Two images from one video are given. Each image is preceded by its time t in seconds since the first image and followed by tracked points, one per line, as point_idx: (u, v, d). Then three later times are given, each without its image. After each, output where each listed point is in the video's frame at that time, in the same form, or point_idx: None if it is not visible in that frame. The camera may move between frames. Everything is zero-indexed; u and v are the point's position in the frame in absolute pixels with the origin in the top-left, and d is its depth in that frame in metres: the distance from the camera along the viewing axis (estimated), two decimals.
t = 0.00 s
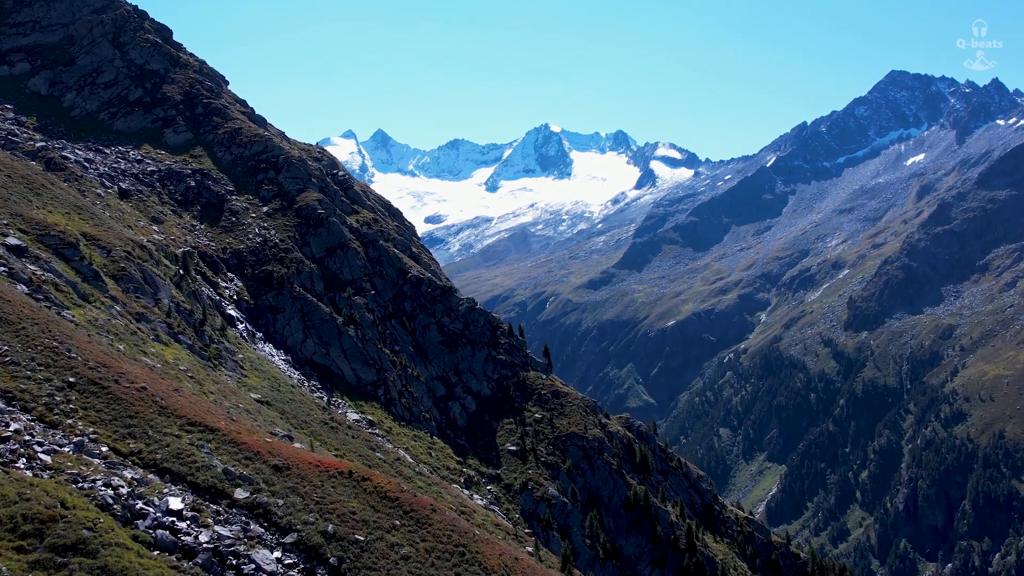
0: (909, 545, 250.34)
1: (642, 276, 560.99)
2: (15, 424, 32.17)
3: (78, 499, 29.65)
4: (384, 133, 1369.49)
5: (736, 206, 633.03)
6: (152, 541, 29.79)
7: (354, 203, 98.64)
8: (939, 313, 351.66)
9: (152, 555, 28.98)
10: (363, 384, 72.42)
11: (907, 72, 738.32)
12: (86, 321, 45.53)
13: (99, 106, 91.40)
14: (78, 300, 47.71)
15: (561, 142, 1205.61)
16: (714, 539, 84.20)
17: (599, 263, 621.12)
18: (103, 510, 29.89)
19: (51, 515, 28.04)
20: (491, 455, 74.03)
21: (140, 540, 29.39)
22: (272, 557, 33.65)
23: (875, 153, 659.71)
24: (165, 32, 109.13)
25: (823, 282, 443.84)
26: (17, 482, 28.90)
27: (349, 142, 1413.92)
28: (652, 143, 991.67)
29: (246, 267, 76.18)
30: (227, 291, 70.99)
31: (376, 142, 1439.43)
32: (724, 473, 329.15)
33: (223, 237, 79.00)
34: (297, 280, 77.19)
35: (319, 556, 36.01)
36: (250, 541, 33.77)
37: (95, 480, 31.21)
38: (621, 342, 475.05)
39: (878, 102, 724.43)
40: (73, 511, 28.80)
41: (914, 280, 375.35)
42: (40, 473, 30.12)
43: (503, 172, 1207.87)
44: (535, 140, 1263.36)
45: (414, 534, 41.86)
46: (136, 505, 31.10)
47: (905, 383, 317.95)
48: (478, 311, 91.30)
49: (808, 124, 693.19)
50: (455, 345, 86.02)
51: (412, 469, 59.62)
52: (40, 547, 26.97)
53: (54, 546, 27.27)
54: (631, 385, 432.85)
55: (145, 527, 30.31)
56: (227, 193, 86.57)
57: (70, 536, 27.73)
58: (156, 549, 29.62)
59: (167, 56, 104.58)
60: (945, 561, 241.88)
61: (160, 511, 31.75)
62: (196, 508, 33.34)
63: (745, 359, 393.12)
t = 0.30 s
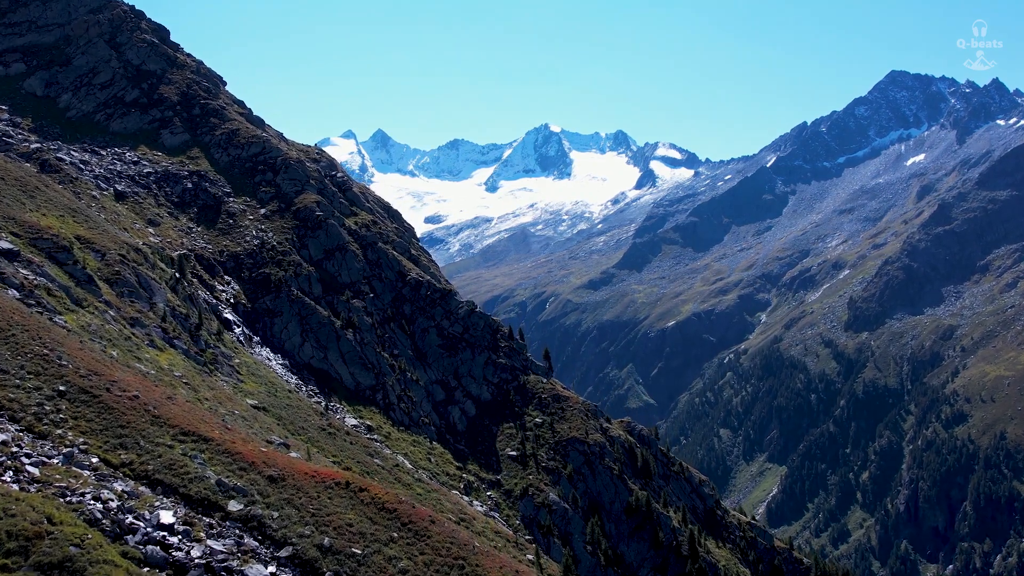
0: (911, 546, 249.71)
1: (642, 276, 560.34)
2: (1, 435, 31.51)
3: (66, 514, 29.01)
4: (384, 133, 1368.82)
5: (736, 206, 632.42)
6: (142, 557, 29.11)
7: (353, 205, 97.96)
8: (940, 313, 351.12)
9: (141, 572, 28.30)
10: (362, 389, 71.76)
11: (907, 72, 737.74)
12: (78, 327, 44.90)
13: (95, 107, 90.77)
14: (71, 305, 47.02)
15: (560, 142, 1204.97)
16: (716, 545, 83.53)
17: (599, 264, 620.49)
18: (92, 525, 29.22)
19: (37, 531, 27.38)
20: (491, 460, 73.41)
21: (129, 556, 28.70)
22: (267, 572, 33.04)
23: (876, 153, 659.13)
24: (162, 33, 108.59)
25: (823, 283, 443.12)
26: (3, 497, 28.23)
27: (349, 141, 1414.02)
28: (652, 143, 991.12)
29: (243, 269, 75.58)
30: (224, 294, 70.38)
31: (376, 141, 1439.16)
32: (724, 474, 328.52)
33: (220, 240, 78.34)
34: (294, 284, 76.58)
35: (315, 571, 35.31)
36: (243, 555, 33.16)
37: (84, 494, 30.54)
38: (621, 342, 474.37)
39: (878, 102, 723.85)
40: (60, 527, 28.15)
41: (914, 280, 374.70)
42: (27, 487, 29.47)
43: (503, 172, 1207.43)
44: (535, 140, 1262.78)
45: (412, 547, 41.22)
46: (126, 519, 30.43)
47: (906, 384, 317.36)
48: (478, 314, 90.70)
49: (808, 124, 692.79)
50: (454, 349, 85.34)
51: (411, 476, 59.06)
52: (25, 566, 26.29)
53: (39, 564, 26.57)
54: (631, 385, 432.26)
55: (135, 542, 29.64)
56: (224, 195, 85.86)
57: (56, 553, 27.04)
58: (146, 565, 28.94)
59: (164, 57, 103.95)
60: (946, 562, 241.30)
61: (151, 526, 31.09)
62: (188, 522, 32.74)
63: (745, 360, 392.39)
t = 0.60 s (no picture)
0: (911, 547, 249.14)
1: (642, 276, 559.88)
2: None
3: (53, 530, 28.28)
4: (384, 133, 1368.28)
5: (736, 206, 631.92)
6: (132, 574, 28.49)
7: (351, 207, 97.24)
8: (940, 313, 350.43)
9: None
10: (360, 394, 71.09)
11: (907, 72, 737.09)
12: (71, 333, 44.31)
13: (92, 108, 90.19)
14: (64, 310, 46.46)
15: (560, 142, 1204.53)
16: (719, 550, 82.92)
17: (599, 264, 620.21)
18: (78, 542, 28.52)
19: (22, 550, 26.68)
20: (491, 466, 72.83)
21: (118, 573, 28.07)
22: None
23: (876, 153, 658.66)
24: (159, 32, 107.92)
25: (823, 283, 443.08)
26: None
27: (349, 141, 1413.40)
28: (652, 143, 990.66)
29: (240, 272, 74.98)
30: (221, 298, 69.80)
31: (376, 141, 1438.49)
32: (724, 474, 328.00)
33: (217, 242, 77.79)
34: (292, 287, 76.00)
35: None
36: (236, 571, 32.64)
37: (72, 509, 29.86)
38: (621, 343, 473.91)
39: (878, 102, 723.44)
40: (46, 545, 27.49)
41: (915, 280, 374.17)
42: (13, 502, 28.81)
43: (503, 171, 1207.08)
44: (535, 140, 1262.22)
45: (411, 560, 40.62)
46: (115, 535, 29.80)
47: (907, 384, 316.83)
48: (477, 317, 90.02)
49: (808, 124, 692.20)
50: (454, 352, 84.76)
51: (410, 482, 58.59)
52: None
53: None
54: (631, 386, 431.88)
55: (124, 559, 29.00)
56: (222, 197, 85.24)
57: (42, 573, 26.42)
58: None
59: (161, 57, 103.28)
60: (946, 563, 240.88)
61: (140, 541, 30.57)
62: (179, 537, 32.22)
63: (745, 361, 392.03)
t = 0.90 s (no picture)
0: (912, 549, 248.55)
1: (642, 276, 559.11)
2: None
3: (39, 548, 27.42)
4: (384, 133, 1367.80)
5: (736, 206, 631.19)
6: None
7: (350, 209, 96.54)
8: (941, 314, 349.60)
9: None
10: (358, 399, 70.43)
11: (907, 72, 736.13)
12: (63, 339, 43.73)
13: (87, 109, 89.59)
14: (56, 316, 45.86)
15: (560, 143, 1203.84)
16: (721, 556, 82.26)
17: (598, 264, 619.61)
18: (66, 559, 27.77)
19: (8, 566, 25.87)
20: (491, 471, 72.28)
21: None
22: None
23: (876, 153, 657.86)
24: (156, 33, 107.30)
25: (823, 283, 442.51)
26: None
27: (348, 141, 1412.35)
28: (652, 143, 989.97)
29: (238, 275, 74.36)
30: (218, 301, 69.20)
31: (376, 142, 1437.73)
32: (725, 476, 327.39)
33: (214, 245, 77.18)
34: (289, 290, 75.47)
35: None
36: None
37: (60, 524, 29.13)
38: (620, 343, 473.23)
39: (878, 102, 722.42)
40: (33, 562, 26.67)
41: (915, 281, 373.46)
42: None
43: (503, 171, 1206.73)
44: (535, 140, 1261.65)
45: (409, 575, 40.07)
46: (103, 553, 29.10)
47: (907, 385, 316.23)
48: (477, 321, 89.44)
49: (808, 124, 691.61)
50: (453, 356, 84.15)
51: (409, 489, 57.98)
52: None
53: None
54: (631, 387, 431.26)
55: None
56: (219, 199, 84.58)
57: None
58: None
59: (158, 58, 102.65)
60: (948, 565, 240.30)
61: (131, 558, 29.90)
62: (170, 554, 31.64)
63: (745, 361, 391.42)
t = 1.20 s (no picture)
0: (913, 551, 248.03)
1: (642, 277, 558.43)
2: None
3: (22, 566, 26.67)
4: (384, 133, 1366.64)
5: (736, 206, 630.48)
6: None
7: (348, 211, 95.85)
8: (942, 315, 348.94)
9: None
10: (357, 404, 69.80)
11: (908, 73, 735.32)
12: (55, 346, 43.19)
13: (83, 111, 89.02)
14: (48, 322, 45.31)
15: (560, 143, 1203.58)
16: (723, 562, 81.49)
17: (598, 265, 619.15)
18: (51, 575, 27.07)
19: None
20: (491, 477, 71.74)
21: None
22: None
23: (876, 153, 657.10)
24: (154, 33, 106.66)
25: (824, 284, 441.99)
26: None
27: (348, 141, 1412.10)
28: (652, 144, 989.63)
29: (235, 279, 73.76)
30: (214, 305, 68.66)
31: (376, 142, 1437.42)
32: (725, 477, 326.92)
33: (211, 248, 76.61)
34: (287, 294, 74.85)
35: None
36: None
37: (47, 541, 28.53)
38: (620, 344, 472.62)
39: (878, 103, 721.21)
40: None
41: (916, 282, 372.82)
42: None
43: (503, 172, 1206.35)
44: (535, 140, 1261.23)
45: None
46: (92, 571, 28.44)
47: (908, 386, 315.56)
48: (477, 324, 88.81)
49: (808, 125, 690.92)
50: (453, 360, 83.52)
51: (408, 496, 57.32)
52: None
53: None
54: (631, 387, 430.70)
55: None
56: (216, 201, 83.98)
57: None
58: None
59: (155, 58, 101.98)
60: (949, 567, 239.82)
61: None
62: (161, 571, 31.07)
63: (746, 362, 390.89)
